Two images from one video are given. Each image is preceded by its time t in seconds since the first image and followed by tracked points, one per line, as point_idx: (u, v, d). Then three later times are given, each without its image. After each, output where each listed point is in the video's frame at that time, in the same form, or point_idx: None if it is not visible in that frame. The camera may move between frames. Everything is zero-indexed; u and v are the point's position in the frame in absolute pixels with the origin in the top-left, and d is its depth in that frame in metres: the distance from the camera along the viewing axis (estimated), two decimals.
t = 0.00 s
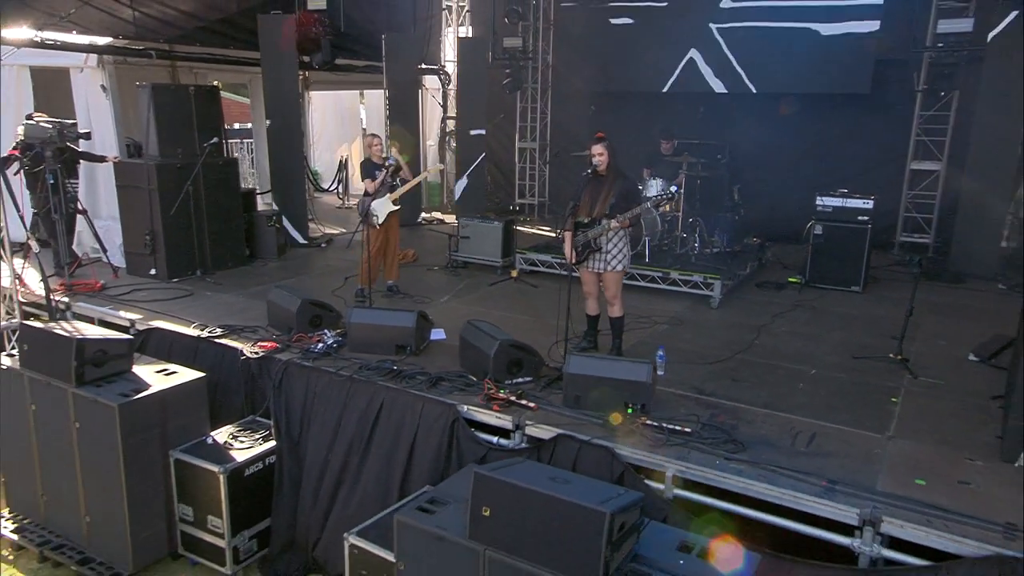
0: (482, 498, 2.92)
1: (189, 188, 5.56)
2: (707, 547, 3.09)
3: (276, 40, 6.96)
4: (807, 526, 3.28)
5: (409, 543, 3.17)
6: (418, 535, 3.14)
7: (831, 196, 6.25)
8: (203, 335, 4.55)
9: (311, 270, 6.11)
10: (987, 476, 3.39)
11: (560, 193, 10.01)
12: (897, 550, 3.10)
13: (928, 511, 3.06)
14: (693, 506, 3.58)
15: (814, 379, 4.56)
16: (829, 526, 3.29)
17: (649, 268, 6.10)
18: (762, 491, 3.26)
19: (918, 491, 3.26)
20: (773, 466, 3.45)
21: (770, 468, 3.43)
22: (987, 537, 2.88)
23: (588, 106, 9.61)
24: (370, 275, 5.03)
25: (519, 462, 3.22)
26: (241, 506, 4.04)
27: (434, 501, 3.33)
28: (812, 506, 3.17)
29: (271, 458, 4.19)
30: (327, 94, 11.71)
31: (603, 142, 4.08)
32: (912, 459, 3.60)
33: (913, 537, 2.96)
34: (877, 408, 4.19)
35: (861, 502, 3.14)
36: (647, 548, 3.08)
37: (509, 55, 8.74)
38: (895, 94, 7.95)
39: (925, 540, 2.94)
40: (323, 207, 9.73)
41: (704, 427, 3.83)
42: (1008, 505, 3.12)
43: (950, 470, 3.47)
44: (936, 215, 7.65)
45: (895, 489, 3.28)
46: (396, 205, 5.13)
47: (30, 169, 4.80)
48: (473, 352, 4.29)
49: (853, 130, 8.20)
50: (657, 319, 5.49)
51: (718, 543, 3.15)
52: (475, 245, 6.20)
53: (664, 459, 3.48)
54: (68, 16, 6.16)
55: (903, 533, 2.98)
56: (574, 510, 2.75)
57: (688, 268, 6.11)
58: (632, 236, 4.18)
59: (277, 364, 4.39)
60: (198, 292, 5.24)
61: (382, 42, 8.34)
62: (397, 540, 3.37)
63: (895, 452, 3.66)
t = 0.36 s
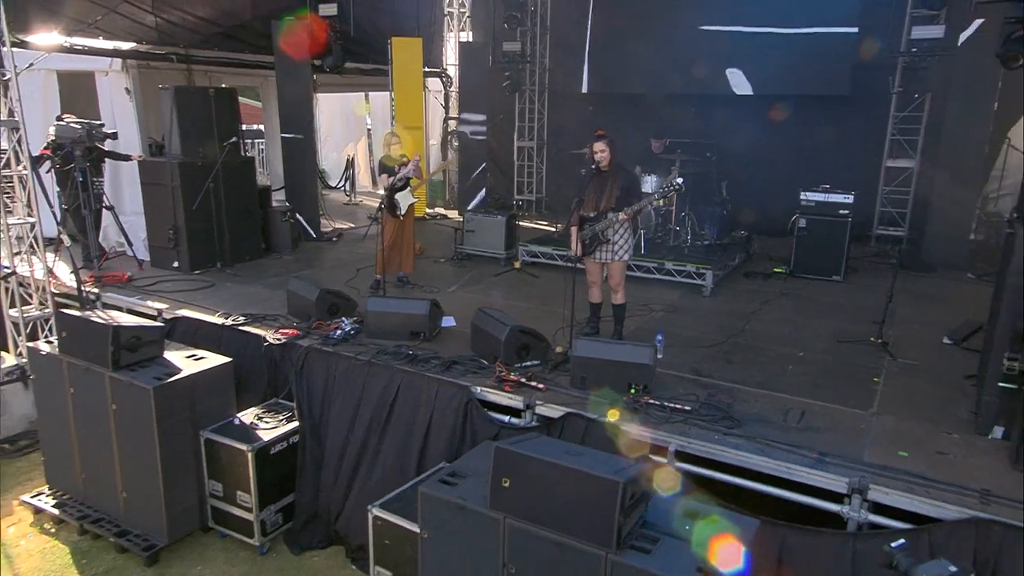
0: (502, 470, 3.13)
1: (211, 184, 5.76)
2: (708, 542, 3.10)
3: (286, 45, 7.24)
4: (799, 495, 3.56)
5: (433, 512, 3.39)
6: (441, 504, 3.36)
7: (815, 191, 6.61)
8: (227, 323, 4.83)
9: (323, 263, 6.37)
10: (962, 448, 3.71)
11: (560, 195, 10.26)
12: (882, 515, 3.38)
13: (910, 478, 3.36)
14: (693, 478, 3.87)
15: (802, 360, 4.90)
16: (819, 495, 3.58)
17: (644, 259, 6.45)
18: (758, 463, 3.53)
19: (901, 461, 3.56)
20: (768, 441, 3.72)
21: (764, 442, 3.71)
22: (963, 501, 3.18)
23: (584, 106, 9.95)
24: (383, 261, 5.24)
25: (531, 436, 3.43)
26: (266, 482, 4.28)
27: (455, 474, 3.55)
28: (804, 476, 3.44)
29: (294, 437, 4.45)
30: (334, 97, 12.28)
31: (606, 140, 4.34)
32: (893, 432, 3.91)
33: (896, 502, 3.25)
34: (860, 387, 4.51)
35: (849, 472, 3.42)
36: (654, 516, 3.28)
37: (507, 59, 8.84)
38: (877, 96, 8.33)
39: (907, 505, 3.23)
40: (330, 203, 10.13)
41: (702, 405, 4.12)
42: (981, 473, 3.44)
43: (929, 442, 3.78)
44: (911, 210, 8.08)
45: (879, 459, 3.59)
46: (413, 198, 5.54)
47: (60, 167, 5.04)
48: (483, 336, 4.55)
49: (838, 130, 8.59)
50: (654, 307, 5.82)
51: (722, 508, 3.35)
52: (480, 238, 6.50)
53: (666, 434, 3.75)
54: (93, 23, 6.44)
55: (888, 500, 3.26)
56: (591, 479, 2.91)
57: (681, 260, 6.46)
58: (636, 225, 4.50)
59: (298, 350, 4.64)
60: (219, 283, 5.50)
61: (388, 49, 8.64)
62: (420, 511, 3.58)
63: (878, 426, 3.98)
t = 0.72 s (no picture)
0: (520, 443, 3.30)
1: (230, 181, 6.02)
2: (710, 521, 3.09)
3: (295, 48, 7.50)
4: (793, 466, 3.87)
5: (452, 485, 3.59)
6: (460, 477, 3.56)
7: (799, 186, 7.00)
8: (250, 311, 5.13)
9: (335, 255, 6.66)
10: (940, 422, 4.06)
11: (556, 186, 10.82)
12: (869, 484, 3.70)
13: (895, 449, 3.69)
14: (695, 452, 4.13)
15: (790, 343, 5.26)
16: (811, 466, 3.89)
17: (639, 250, 6.81)
18: (756, 437, 3.85)
19: (885, 435, 3.89)
20: (764, 417, 4.05)
21: (761, 418, 4.03)
22: (943, 469, 3.51)
23: (583, 107, 10.31)
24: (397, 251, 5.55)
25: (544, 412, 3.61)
26: (291, 459, 4.58)
27: (474, 449, 3.74)
28: (799, 448, 3.76)
29: (316, 418, 4.73)
30: (341, 98, 12.69)
31: (606, 137, 4.69)
32: (876, 408, 4.26)
33: (883, 471, 3.57)
34: (845, 367, 4.87)
35: (840, 445, 3.75)
36: (662, 486, 3.43)
37: (508, 62, 9.24)
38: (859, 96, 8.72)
39: (894, 474, 3.55)
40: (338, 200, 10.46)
41: (701, 385, 4.45)
42: (958, 445, 3.78)
43: (910, 418, 4.13)
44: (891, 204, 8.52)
45: (865, 433, 3.92)
46: (425, 194, 5.90)
47: (89, 165, 5.32)
48: (493, 322, 4.85)
49: (822, 129, 8.99)
50: (651, 295, 6.17)
51: (724, 479, 3.57)
52: (484, 231, 6.82)
53: (668, 412, 4.08)
54: (118, 29, 6.88)
55: (875, 469, 3.58)
56: (608, 451, 3.07)
57: (675, 251, 6.82)
58: (638, 217, 4.84)
59: (319, 336, 4.93)
60: (239, 274, 5.77)
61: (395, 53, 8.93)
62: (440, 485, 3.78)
63: (863, 403, 4.33)
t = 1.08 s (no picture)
0: (537, 420, 3.58)
1: (250, 180, 6.34)
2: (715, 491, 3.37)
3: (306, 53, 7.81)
4: (787, 441, 4.20)
5: (472, 461, 3.85)
6: (479, 453, 3.82)
7: (786, 183, 7.42)
8: (273, 302, 5.45)
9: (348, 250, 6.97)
10: (921, 400, 4.39)
11: (558, 179, 11.34)
12: (856, 457, 4.02)
13: (880, 424, 4.02)
14: (697, 430, 4.43)
15: (780, 329, 5.63)
16: (803, 441, 4.21)
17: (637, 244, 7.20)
18: (753, 415, 4.17)
19: (870, 412, 4.22)
20: (759, 397, 4.38)
21: (757, 397, 4.36)
22: (924, 442, 3.83)
23: (582, 110, 10.70)
24: (409, 244, 5.98)
25: (558, 392, 3.88)
26: (314, 439, 4.88)
27: (491, 428, 4.00)
28: (792, 425, 4.08)
29: (337, 401, 5.03)
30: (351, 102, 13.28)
31: (610, 137, 5.07)
32: (860, 387, 4.61)
33: (868, 445, 3.89)
34: (831, 351, 5.24)
35: (830, 421, 4.07)
36: (669, 459, 3.72)
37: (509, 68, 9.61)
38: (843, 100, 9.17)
39: (880, 447, 3.87)
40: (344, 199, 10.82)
41: (700, 367, 4.79)
42: (937, 421, 4.10)
43: (894, 397, 4.46)
44: (865, 199, 9.01)
45: (852, 410, 4.25)
46: (436, 191, 6.29)
47: (117, 165, 5.69)
48: (504, 311, 5.16)
49: (809, 130, 9.42)
50: (649, 286, 6.54)
51: (725, 453, 3.87)
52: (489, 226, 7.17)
53: (670, 392, 4.41)
54: (146, 36, 7.08)
55: (862, 442, 3.91)
56: (620, 426, 3.33)
57: (671, 244, 7.22)
58: (639, 212, 5.20)
59: (338, 324, 5.22)
60: (260, 268, 6.08)
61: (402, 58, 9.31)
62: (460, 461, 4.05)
63: (849, 383, 4.68)
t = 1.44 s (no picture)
0: (552, 403, 3.85)
1: (267, 180, 6.63)
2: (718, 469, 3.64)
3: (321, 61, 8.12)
4: (782, 422, 4.52)
5: (491, 443, 4.12)
6: (497, 435, 4.10)
7: (774, 183, 7.82)
8: (293, 295, 5.75)
9: (358, 248, 7.28)
10: (904, 385, 4.73)
11: (556, 181, 11.72)
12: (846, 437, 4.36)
13: (866, 407, 4.36)
14: (698, 413, 4.75)
15: (772, 319, 5.99)
16: (796, 422, 4.54)
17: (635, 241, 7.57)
18: (750, 398, 4.50)
19: (857, 395, 4.56)
20: (754, 382, 4.72)
21: (754, 382, 4.69)
22: (909, 422, 4.17)
23: (580, 114, 11.11)
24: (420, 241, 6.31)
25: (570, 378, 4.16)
26: (336, 424, 5.15)
27: (506, 412, 4.27)
28: (786, 407, 4.41)
29: (354, 389, 5.31)
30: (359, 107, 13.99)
31: (614, 139, 5.43)
32: (848, 373, 4.96)
33: (857, 426, 4.23)
34: (820, 339, 5.60)
35: (822, 404, 4.40)
36: (675, 438, 4.02)
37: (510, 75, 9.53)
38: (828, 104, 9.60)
39: (869, 427, 4.22)
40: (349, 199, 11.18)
41: (699, 355, 5.12)
42: (919, 403, 4.43)
43: (879, 381, 4.80)
44: (848, 198, 9.45)
45: (841, 393, 4.58)
46: (444, 191, 6.60)
47: (142, 167, 5.97)
48: (513, 304, 5.46)
49: (797, 133, 9.83)
50: (647, 280, 6.90)
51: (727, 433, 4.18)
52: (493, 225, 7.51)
53: (672, 377, 4.74)
54: (169, 45, 7.63)
55: (851, 423, 4.25)
56: (631, 408, 3.61)
57: (667, 241, 7.60)
58: (639, 209, 5.56)
59: (355, 317, 5.51)
60: (278, 264, 6.38)
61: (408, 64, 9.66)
62: (478, 444, 4.32)
63: (837, 369, 5.03)
